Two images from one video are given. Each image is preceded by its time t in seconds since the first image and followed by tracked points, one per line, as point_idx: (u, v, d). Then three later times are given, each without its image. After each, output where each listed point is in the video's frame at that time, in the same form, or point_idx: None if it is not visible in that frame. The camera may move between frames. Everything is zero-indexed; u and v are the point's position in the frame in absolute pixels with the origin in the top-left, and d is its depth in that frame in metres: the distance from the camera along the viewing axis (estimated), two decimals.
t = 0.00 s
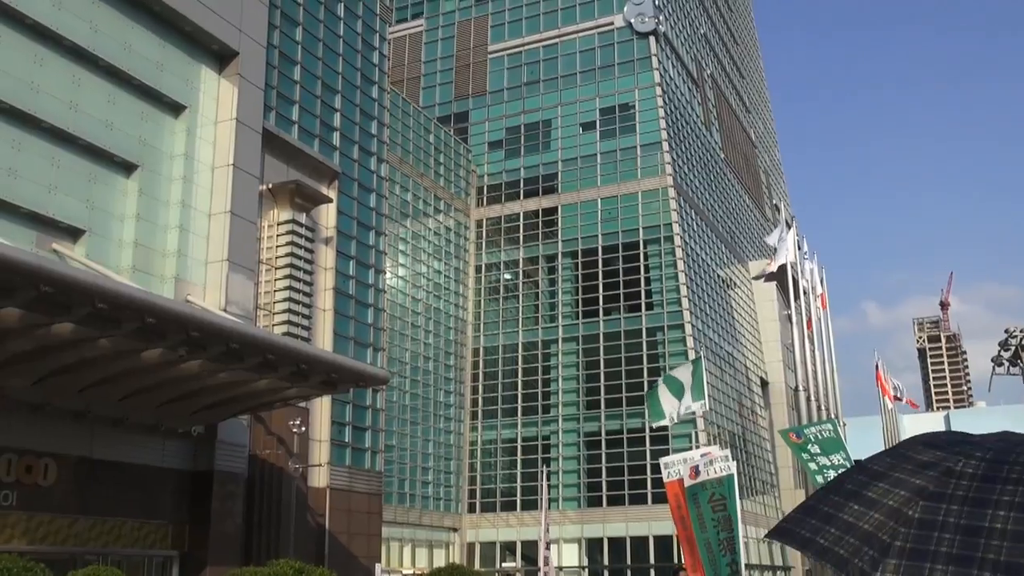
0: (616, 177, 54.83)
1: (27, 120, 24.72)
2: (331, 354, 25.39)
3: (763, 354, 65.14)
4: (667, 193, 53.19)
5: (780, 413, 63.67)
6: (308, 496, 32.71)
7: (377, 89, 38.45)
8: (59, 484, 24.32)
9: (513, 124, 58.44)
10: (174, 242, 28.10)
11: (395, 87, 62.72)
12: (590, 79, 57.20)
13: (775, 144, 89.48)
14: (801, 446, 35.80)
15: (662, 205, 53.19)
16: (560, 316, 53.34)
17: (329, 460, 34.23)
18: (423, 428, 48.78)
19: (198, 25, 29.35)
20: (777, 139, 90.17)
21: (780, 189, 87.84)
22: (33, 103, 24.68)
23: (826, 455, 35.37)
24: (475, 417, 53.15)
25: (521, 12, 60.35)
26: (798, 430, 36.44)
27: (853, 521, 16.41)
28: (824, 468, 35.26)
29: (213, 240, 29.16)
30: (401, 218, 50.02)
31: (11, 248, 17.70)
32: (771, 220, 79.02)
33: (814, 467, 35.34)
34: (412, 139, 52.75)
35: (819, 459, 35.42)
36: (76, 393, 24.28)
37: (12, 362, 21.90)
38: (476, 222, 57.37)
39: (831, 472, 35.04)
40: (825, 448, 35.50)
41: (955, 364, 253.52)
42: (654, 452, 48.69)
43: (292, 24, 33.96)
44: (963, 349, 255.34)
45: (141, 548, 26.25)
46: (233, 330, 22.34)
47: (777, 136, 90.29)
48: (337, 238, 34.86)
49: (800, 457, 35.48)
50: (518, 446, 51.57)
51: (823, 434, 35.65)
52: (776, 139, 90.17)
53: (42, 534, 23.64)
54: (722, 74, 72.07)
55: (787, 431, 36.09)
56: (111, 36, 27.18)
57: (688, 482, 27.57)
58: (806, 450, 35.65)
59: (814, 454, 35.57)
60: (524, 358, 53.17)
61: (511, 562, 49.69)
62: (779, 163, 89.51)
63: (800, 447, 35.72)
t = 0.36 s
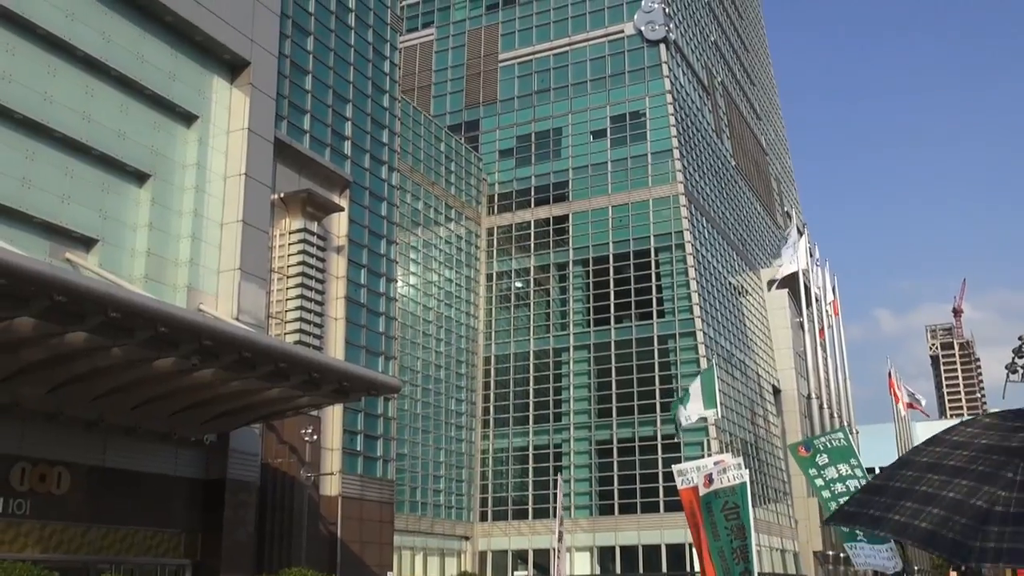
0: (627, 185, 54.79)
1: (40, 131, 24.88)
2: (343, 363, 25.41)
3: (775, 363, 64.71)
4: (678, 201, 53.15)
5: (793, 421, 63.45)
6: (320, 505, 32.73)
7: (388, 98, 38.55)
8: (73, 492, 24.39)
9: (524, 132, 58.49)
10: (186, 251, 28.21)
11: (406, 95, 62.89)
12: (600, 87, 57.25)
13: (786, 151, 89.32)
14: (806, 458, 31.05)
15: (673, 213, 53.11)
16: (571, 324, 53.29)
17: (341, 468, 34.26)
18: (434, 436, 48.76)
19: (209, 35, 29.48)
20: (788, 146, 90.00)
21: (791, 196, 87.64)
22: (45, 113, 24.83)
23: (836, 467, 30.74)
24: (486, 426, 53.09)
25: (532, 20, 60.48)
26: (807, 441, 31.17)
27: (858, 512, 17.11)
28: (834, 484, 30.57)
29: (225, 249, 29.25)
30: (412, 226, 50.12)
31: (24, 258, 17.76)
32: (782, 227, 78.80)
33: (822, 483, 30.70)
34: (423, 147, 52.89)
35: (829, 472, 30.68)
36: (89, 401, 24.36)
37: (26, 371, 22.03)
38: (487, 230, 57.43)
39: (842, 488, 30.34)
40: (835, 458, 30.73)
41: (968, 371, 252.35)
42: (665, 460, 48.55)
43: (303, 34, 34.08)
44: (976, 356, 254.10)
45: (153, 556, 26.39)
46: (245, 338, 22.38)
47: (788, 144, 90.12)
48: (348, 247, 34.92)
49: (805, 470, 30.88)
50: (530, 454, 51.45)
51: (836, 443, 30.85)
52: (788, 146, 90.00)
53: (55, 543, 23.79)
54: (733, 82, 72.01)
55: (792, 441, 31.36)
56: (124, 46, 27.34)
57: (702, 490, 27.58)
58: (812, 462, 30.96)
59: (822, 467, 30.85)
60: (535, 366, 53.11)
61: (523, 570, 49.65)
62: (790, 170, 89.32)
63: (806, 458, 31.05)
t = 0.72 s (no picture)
0: (636, 193, 54.76)
1: (51, 141, 24.99)
2: (352, 372, 25.42)
3: (785, 369, 64.93)
4: (687, 208, 53.12)
5: (803, 428, 63.27)
6: (330, 514, 32.69)
7: (396, 107, 38.62)
8: (83, 502, 24.43)
9: (533, 140, 58.56)
10: (196, 260, 28.27)
11: (415, 104, 62.99)
12: (608, 94, 57.29)
13: (795, 157, 89.15)
14: (816, 471, 31.13)
15: (682, 220, 53.09)
16: (580, 332, 53.23)
17: (351, 477, 34.24)
18: (444, 445, 48.72)
19: (219, 45, 29.59)
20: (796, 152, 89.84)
21: (800, 202, 87.42)
22: (56, 123, 24.94)
23: (844, 476, 30.61)
24: (496, 434, 53.02)
25: (540, 28, 60.62)
26: (814, 453, 31.36)
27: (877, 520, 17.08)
28: (842, 495, 30.48)
29: (235, 258, 29.31)
30: (421, 234, 50.19)
31: (33, 268, 17.80)
32: (792, 234, 78.55)
33: (831, 495, 30.65)
34: (432, 156, 52.98)
35: (836, 483, 30.62)
36: (100, 411, 24.40)
37: (36, 380, 22.08)
38: (496, 238, 57.48)
39: (848, 498, 30.19)
40: (842, 467, 30.65)
41: (980, 378, 251.20)
42: (676, 468, 48.42)
43: (312, 43, 34.17)
44: (988, 363, 253.01)
45: (163, 566, 26.38)
46: (255, 346, 22.40)
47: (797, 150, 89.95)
48: (358, 255, 34.96)
49: (814, 484, 30.91)
50: (540, 463, 51.32)
51: (841, 451, 30.72)
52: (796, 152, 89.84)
53: (65, 552, 23.79)
54: (741, 89, 71.94)
55: (803, 456, 31.59)
56: (133, 56, 27.46)
57: (715, 498, 27.62)
58: (821, 475, 31.03)
59: (831, 478, 30.83)
60: (544, 375, 53.04)
61: None
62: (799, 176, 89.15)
63: (815, 472, 31.13)
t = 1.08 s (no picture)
0: (641, 201, 54.76)
1: (57, 150, 25.06)
2: (357, 381, 25.43)
3: (791, 377, 64.88)
4: (693, 216, 53.11)
5: (810, 436, 63.13)
6: (335, 523, 32.63)
7: (402, 116, 38.70)
8: (89, 510, 24.41)
9: (538, 148, 58.63)
10: (202, 269, 28.30)
11: (420, 113, 63.15)
12: (613, 102, 57.33)
13: (800, 164, 89.17)
14: (820, 480, 30.60)
15: (688, 228, 53.07)
16: (586, 340, 53.20)
17: (356, 485, 34.22)
18: (450, 453, 48.67)
19: (225, 55, 29.69)
20: (801, 160, 89.86)
21: (806, 209, 87.40)
22: (63, 133, 25.03)
23: (849, 485, 30.21)
24: (502, 442, 52.97)
25: (545, 37, 60.75)
26: (817, 462, 30.80)
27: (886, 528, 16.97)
28: (847, 504, 30.11)
29: (241, 267, 29.36)
30: (426, 242, 50.25)
31: (40, 276, 17.83)
32: (797, 241, 78.52)
33: (836, 505, 30.23)
34: (437, 164, 53.03)
35: (842, 492, 30.17)
36: (105, 420, 24.39)
37: (43, 390, 22.09)
38: (502, 246, 57.54)
39: (855, 507, 29.89)
40: (847, 476, 30.23)
41: (987, 385, 250.41)
42: (682, 477, 48.30)
43: (318, 51, 34.25)
44: (994, 370, 252.25)
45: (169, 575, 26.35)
46: (261, 355, 22.40)
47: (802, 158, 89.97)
48: (363, 264, 35.00)
49: (819, 494, 30.32)
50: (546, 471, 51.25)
51: (846, 460, 30.37)
52: (801, 160, 89.86)
53: (71, 560, 23.66)
54: (746, 96, 72.00)
55: (806, 464, 30.87)
56: (140, 66, 27.55)
57: (721, 507, 27.46)
58: (826, 483, 30.51)
59: (835, 487, 30.37)
60: (550, 383, 52.98)
61: None
62: (804, 184, 89.15)
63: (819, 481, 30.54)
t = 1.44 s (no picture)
0: (645, 211, 55.21)
1: (71, 161, 25.60)
2: (366, 388, 25.83)
3: (793, 384, 65.28)
4: (696, 225, 53.54)
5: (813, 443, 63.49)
6: (344, 528, 33.09)
7: (409, 127, 39.26)
8: (102, 515, 24.93)
9: (543, 159, 59.14)
10: (213, 277, 28.79)
11: (428, 124, 63.75)
12: (618, 114, 57.86)
13: (802, 175, 89.64)
14: (823, 483, 31.01)
15: (691, 237, 53.50)
16: (590, 348, 53.71)
17: (364, 491, 34.71)
18: (457, 459, 49.11)
19: (236, 68, 30.22)
20: (803, 170, 90.34)
21: (808, 220, 87.85)
22: (76, 145, 25.57)
23: (853, 490, 30.57)
24: (508, 448, 53.38)
25: (550, 49, 61.32)
26: (820, 466, 31.28)
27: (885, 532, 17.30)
28: (850, 507, 30.51)
29: (251, 276, 29.85)
30: (434, 252, 50.76)
31: (54, 286, 18.25)
32: (799, 250, 78.95)
33: (839, 508, 30.61)
34: (444, 174, 53.57)
35: (845, 496, 30.56)
36: (118, 426, 24.86)
37: (57, 397, 22.59)
38: (507, 255, 58.05)
39: (859, 511, 30.25)
40: (850, 481, 30.59)
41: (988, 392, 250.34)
42: (686, 482, 48.66)
43: (327, 64, 34.80)
44: (996, 377, 252.28)
45: None
46: (271, 363, 22.80)
47: (803, 168, 90.48)
48: (371, 272, 35.50)
49: (822, 497, 30.69)
50: (551, 477, 51.67)
51: (848, 465, 30.65)
52: (803, 170, 90.34)
53: (84, 565, 24.25)
54: (748, 107, 72.48)
55: (809, 469, 31.48)
56: (152, 79, 28.10)
57: (725, 512, 27.88)
58: (829, 487, 30.88)
59: (838, 491, 30.75)
60: (556, 390, 53.42)
61: None
62: (806, 194, 89.62)
63: (822, 484, 30.90)
